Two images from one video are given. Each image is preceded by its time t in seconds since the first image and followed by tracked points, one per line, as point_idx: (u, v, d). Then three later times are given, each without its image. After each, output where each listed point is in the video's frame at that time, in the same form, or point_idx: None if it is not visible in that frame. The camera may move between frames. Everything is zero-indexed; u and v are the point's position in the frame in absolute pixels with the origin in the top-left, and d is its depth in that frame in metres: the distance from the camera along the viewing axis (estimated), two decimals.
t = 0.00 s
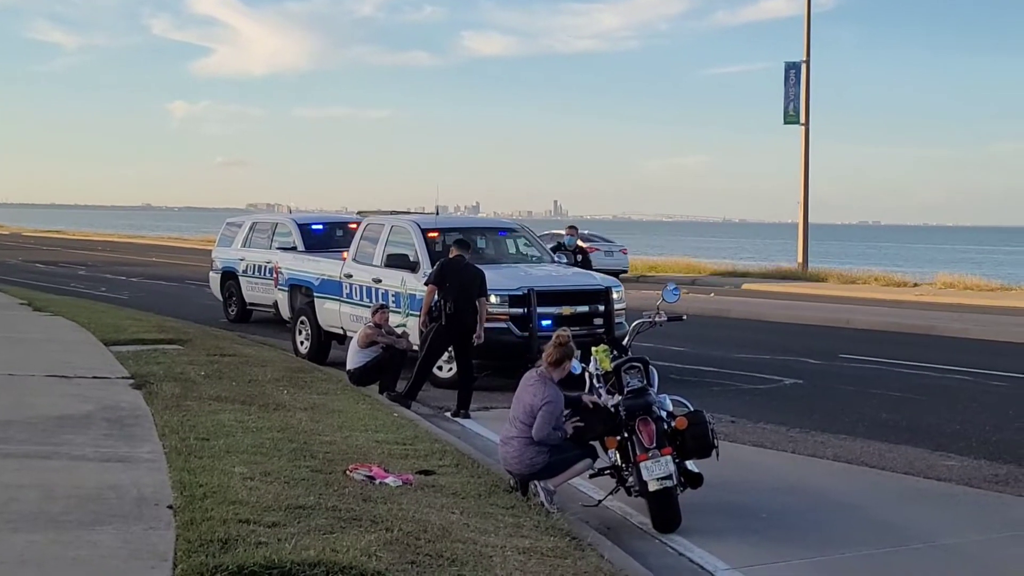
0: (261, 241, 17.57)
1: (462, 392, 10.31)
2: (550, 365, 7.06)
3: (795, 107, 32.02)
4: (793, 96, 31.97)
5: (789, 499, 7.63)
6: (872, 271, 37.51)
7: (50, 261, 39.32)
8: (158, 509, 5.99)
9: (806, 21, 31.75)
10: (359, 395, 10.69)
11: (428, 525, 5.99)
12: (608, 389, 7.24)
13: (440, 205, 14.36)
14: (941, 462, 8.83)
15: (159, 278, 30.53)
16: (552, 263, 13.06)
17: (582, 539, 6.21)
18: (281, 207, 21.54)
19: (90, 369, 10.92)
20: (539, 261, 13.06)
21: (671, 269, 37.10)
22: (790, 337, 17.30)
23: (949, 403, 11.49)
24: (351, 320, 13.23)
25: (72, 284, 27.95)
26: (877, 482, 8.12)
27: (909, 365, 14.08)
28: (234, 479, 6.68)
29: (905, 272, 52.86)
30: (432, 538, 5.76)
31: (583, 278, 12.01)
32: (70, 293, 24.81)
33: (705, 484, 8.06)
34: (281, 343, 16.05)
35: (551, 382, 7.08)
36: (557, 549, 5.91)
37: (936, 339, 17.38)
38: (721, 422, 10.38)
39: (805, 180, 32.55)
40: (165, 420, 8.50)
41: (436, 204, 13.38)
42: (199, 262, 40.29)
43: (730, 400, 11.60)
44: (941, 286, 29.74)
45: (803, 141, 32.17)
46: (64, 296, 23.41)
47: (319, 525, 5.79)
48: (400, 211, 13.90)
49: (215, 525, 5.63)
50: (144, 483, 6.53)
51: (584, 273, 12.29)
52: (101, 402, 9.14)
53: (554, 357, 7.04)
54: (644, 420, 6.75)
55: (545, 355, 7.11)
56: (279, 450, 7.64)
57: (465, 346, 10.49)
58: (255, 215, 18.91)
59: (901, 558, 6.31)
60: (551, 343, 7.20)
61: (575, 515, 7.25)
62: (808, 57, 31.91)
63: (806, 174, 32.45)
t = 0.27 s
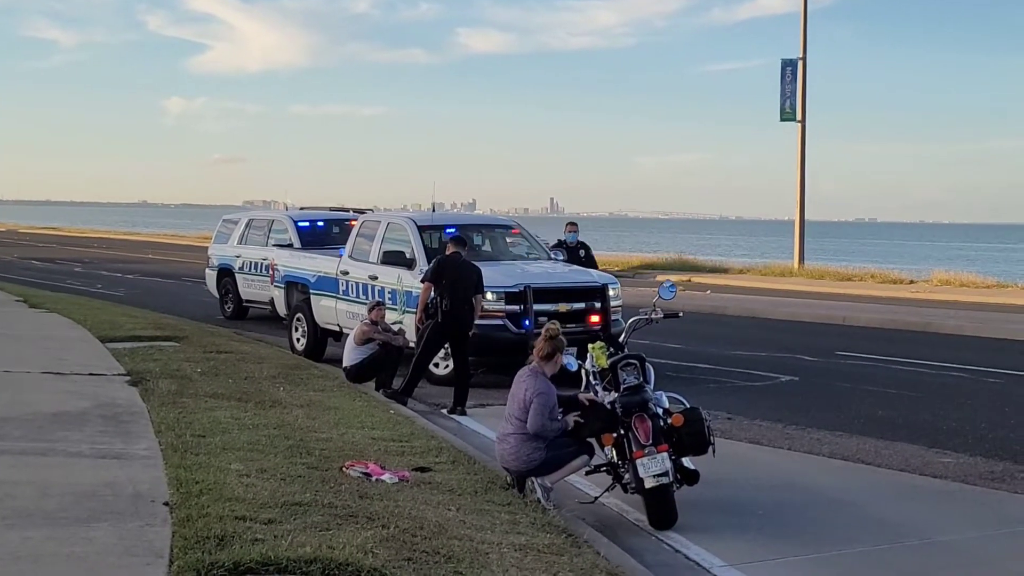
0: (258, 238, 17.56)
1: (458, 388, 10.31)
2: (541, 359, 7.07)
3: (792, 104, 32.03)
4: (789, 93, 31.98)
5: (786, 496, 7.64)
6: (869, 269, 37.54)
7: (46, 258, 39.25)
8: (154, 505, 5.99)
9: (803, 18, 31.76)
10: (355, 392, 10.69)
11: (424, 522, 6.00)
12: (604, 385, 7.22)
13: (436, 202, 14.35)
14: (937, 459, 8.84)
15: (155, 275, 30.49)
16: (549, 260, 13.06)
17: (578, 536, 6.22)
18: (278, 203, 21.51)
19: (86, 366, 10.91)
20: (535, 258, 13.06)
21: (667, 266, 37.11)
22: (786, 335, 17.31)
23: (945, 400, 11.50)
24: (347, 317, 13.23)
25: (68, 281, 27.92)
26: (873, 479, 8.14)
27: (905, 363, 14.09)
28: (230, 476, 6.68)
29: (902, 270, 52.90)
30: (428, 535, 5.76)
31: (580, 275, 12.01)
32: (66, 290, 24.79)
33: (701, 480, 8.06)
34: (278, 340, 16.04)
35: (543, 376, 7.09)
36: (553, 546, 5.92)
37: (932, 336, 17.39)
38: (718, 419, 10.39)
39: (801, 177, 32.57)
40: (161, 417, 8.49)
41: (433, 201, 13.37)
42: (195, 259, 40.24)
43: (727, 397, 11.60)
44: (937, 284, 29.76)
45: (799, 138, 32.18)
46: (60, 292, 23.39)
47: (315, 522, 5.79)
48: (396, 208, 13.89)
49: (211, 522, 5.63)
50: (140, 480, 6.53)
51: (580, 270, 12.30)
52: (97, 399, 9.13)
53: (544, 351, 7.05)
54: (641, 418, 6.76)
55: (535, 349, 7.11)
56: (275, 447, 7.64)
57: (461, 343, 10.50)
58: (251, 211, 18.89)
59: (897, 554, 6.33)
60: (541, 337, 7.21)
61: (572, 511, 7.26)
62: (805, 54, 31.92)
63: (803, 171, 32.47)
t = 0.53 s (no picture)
0: (253, 235, 17.53)
1: (453, 385, 10.32)
2: (529, 354, 7.11)
3: (788, 102, 32.01)
4: (785, 90, 31.97)
5: (781, 493, 7.65)
6: (864, 267, 37.55)
7: (41, 253, 39.19)
8: (149, 501, 5.98)
9: (799, 17, 31.76)
10: (351, 388, 10.69)
11: (419, 519, 6.00)
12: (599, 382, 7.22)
13: (432, 199, 14.33)
14: (932, 457, 8.85)
15: (150, 271, 30.45)
16: (544, 257, 13.05)
17: (573, 533, 6.22)
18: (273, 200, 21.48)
19: (81, 362, 10.90)
20: (531, 255, 13.05)
21: (663, 263, 37.11)
22: (782, 332, 17.32)
23: (940, 398, 11.52)
24: (342, 314, 13.23)
25: (63, 276, 27.88)
26: (868, 477, 8.15)
27: (900, 361, 14.10)
28: (225, 472, 6.68)
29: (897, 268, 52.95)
30: (423, 531, 5.76)
31: (575, 273, 12.01)
32: (61, 286, 24.76)
33: (696, 478, 8.07)
34: (273, 336, 16.03)
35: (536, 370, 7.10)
36: (548, 542, 5.92)
37: (927, 334, 17.41)
38: (713, 417, 10.40)
39: (797, 175, 32.57)
40: (156, 413, 8.48)
41: (429, 198, 13.36)
42: (190, 255, 40.19)
43: (722, 395, 11.61)
44: (932, 282, 29.78)
45: (795, 136, 32.18)
46: (55, 288, 23.36)
47: (310, 518, 5.78)
48: (392, 204, 13.88)
49: (206, 518, 5.62)
50: (135, 476, 6.52)
51: (576, 267, 12.30)
52: (92, 395, 9.12)
53: (531, 345, 7.10)
54: (636, 415, 6.75)
55: (522, 346, 7.17)
56: (270, 443, 7.63)
57: (457, 340, 10.49)
58: (247, 207, 18.87)
59: (891, 552, 6.34)
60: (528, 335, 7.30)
61: (566, 508, 7.27)
62: (801, 52, 31.92)
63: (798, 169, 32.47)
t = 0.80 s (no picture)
0: (246, 230, 17.51)
1: (445, 382, 10.32)
2: (519, 350, 7.15)
3: (782, 101, 32.05)
4: (779, 90, 32.02)
5: (771, 493, 7.66)
6: (857, 267, 37.61)
7: (32, 247, 39.11)
8: (139, 496, 5.98)
9: (794, 17, 31.80)
10: (343, 385, 10.68)
11: (409, 515, 6.00)
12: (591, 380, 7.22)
13: (426, 196, 14.33)
14: (923, 457, 8.88)
15: (143, 266, 30.40)
16: (538, 255, 13.06)
17: (563, 531, 6.23)
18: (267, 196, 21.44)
19: (73, 356, 10.87)
20: (524, 253, 13.06)
21: (657, 262, 37.15)
22: (775, 332, 17.34)
23: (931, 398, 11.54)
24: (335, 310, 13.22)
25: (55, 271, 27.81)
26: (860, 476, 8.17)
27: (892, 361, 14.13)
28: (216, 467, 6.67)
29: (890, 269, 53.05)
30: (413, 528, 5.76)
31: (568, 270, 12.02)
32: (54, 281, 24.70)
33: (687, 477, 8.08)
34: (266, 332, 16.01)
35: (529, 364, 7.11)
36: (538, 540, 5.92)
37: (919, 335, 17.45)
38: (705, 416, 10.41)
39: (791, 175, 32.61)
40: (147, 408, 8.47)
41: (422, 195, 13.36)
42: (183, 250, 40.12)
43: (714, 393, 11.62)
44: (925, 282, 29.84)
45: (789, 136, 32.22)
46: (47, 282, 23.30)
47: (301, 514, 5.78)
48: (386, 201, 13.87)
49: (196, 513, 5.62)
50: (126, 471, 6.51)
51: (569, 265, 12.30)
52: (84, 389, 9.10)
53: (521, 341, 7.15)
54: (627, 413, 6.77)
55: (512, 345, 7.22)
56: (262, 439, 7.62)
57: (449, 337, 10.49)
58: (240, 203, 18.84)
59: (881, 552, 6.36)
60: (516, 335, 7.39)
61: (557, 506, 7.27)
62: (795, 52, 31.95)
63: (792, 169, 32.52)
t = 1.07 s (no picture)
0: (244, 231, 17.50)
1: (442, 384, 10.32)
2: (515, 350, 7.15)
3: (780, 104, 32.10)
4: (777, 93, 32.06)
5: (767, 495, 7.67)
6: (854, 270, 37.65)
7: (30, 247, 39.11)
8: (135, 496, 5.98)
9: (792, 20, 31.85)
10: (339, 386, 10.69)
11: (405, 516, 6.00)
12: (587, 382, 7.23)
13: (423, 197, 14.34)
14: (918, 460, 8.89)
15: (140, 266, 30.38)
16: (535, 257, 13.06)
17: (558, 532, 6.23)
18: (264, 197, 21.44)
19: (69, 356, 10.86)
20: (521, 254, 13.06)
21: (654, 264, 37.16)
22: (771, 334, 17.36)
23: (927, 401, 11.55)
24: (332, 311, 13.23)
25: (53, 271, 27.79)
26: (855, 479, 8.18)
27: (888, 364, 14.15)
28: (212, 467, 6.67)
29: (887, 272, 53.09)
30: (408, 529, 5.76)
31: (565, 272, 12.03)
32: (51, 280, 24.68)
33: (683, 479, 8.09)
34: (262, 333, 16.01)
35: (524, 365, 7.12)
36: (533, 541, 5.93)
37: (916, 338, 17.47)
38: (701, 418, 10.42)
39: (788, 178, 32.65)
40: (143, 408, 8.47)
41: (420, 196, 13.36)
42: (181, 251, 40.10)
43: (710, 396, 11.63)
44: (922, 286, 29.88)
45: (787, 139, 32.27)
46: (44, 282, 23.28)
47: (296, 515, 5.78)
48: (383, 202, 13.87)
49: (191, 514, 5.62)
50: (121, 471, 6.51)
51: (565, 267, 12.30)
52: (79, 389, 9.10)
53: (518, 341, 7.14)
54: (622, 414, 6.77)
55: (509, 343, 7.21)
56: (258, 440, 7.63)
57: (446, 339, 10.49)
58: (237, 203, 18.83)
59: (877, 554, 6.37)
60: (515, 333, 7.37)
61: (553, 508, 7.28)
62: (793, 55, 32.00)
63: (789, 172, 32.57)
